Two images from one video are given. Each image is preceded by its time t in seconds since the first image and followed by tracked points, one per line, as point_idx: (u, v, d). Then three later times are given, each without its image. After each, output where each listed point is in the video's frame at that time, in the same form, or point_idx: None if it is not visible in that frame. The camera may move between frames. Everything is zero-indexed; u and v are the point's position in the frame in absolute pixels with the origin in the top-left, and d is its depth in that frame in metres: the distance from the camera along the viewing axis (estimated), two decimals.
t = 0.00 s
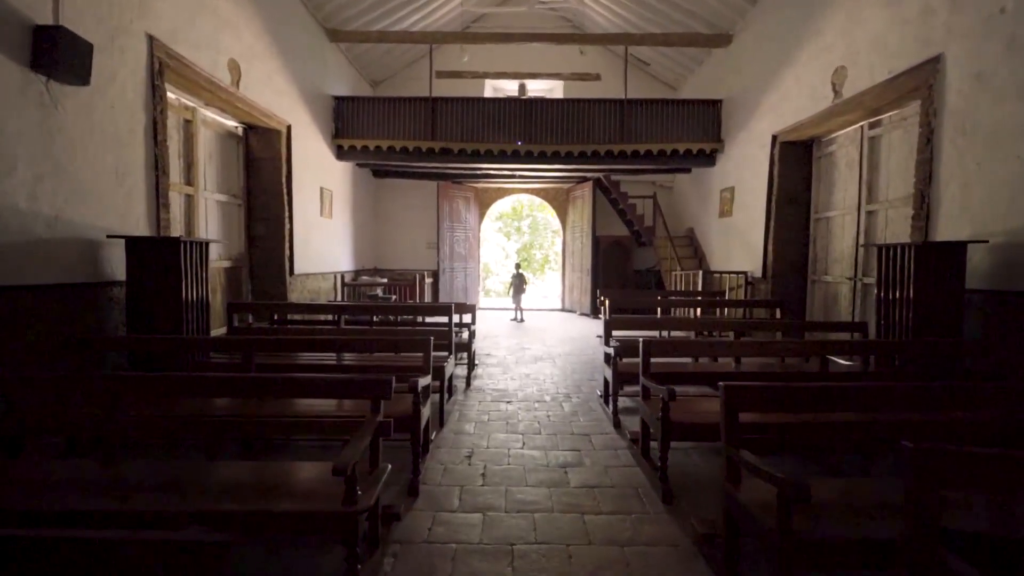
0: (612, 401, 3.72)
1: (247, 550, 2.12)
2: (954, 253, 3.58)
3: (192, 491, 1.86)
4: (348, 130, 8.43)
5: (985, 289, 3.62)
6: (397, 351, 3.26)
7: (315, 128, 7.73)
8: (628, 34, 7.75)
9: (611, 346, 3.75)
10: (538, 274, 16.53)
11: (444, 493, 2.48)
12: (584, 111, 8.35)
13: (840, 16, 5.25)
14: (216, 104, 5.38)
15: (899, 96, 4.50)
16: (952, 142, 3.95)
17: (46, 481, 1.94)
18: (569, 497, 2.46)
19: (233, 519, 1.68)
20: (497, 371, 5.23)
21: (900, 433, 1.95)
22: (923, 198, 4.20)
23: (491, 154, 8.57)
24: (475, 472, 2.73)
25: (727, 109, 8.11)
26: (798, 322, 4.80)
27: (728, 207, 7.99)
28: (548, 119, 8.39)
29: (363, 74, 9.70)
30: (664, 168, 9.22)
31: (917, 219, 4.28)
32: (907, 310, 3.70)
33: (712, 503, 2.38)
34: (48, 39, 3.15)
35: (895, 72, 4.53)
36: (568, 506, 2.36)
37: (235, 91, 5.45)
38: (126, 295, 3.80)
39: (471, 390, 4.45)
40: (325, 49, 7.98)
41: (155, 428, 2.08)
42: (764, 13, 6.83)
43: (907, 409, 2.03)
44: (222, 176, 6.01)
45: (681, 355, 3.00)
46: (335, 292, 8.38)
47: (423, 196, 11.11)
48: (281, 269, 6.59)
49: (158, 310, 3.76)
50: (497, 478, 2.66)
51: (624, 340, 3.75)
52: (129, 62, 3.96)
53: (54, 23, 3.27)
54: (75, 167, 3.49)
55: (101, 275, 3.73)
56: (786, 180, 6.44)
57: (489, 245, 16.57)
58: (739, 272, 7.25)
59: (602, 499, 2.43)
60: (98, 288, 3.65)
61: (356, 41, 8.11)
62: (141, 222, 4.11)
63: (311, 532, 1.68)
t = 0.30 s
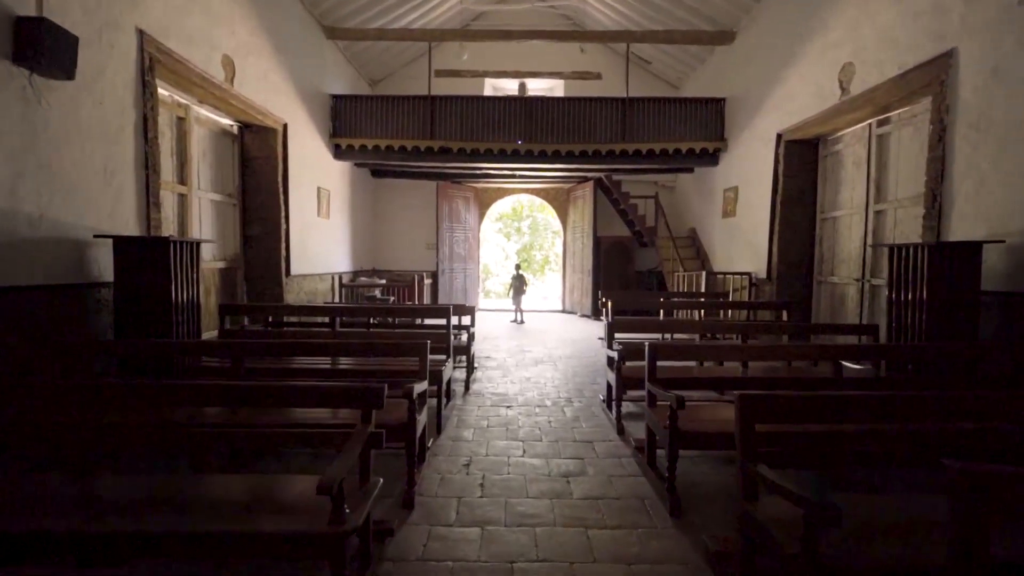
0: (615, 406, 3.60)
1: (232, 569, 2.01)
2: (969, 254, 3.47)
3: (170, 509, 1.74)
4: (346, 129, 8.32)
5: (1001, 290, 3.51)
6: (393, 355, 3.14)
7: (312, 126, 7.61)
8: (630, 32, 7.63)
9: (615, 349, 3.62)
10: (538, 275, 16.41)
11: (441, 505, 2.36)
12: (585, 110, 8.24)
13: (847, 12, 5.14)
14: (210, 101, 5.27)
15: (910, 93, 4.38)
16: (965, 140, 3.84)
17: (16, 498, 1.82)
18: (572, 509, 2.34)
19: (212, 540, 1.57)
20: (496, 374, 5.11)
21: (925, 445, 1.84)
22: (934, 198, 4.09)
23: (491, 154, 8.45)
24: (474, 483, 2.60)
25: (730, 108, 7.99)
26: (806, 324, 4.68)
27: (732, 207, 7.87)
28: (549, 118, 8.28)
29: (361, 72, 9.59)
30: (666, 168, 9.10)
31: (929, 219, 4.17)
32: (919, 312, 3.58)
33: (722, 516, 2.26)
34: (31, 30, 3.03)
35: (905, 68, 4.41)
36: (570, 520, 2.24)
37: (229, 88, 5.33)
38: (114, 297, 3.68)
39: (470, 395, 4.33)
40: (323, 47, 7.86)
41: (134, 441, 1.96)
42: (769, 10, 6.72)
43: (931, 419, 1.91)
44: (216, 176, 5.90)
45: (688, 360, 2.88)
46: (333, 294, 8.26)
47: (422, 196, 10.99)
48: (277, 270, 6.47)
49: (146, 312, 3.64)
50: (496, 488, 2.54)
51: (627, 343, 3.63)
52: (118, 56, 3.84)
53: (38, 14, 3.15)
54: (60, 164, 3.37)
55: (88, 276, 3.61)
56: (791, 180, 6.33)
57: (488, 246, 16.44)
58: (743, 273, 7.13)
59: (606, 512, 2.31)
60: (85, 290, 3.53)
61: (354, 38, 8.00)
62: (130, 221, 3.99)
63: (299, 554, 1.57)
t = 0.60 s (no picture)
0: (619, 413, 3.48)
1: None
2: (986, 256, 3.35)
3: (143, 532, 1.63)
4: (344, 129, 8.21)
5: (1018, 293, 3.39)
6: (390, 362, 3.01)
7: (309, 126, 7.51)
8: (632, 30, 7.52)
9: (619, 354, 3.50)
10: (538, 276, 16.30)
11: (437, 519, 2.25)
12: (586, 110, 8.13)
13: (855, 8, 5.03)
14: (204, 99, 5.16)
15: (920, 90, 4.27)
16: (980, 138, 3.72)
17: None
18: (575, 524, 2.23)
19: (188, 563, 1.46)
20: (496, 379, 4.99)
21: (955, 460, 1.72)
22: (947, 197, 3.98)
23: (491, 154, 8.35)
24: (471, 494, 2.49)
25: (734, 107, 7.88)
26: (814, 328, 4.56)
27: (735, 208, 7.76)
28: (549, 117, 8.17)
29: (360, 72, 9.49)
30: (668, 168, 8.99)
31: (941, 220, 4.05)
32: (933, 316, 3.46)
33: (734, 532, 2.14)
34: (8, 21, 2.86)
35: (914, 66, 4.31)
36: (573, 535, 2.12)
37: (223, 87, 5.22)
38: (101, 300, 3.57)
39: (469, 400, 4.21)
40: (320, 45, 7.76)
41: (111, 456, 1.85)
42: (773, 7, 6.60)
43: (962, 434, 1.79)
44: (211, 176, 5.78)
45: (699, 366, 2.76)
46: (331, 296, 8.15)
47: (421, 197, 10.88)
48: (274, 271, 6.36)
49: (135, 315, 3.53)
50: (495, 501, 2.43)
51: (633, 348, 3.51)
52: (107, 51, 3.74)
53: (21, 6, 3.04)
54: (43, 162, 3.25)
55: (74, 279, 3.49)
56: (797, 180, 6.21)
57: (488, 247, 16.33)
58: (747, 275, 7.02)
59: (611, 527, 2.19)
60: (71, 293, 3.41)
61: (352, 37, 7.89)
62: (118, 222, 3.88)
63: None
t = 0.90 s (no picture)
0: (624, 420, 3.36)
1: None
2: (1004, 259, 3.22)
3: (115, 560, 1.51)
4: (342, 129, 8.10)
5: None
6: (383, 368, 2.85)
7: (307, 126, 7.40)
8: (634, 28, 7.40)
9: (623, 361, 3.37)
10: (539, 278, 16.18)
11: (434, 536, 2.13)
12: (587, 110, 8.02)
13: (864, 4, 4.91)
14: (198, 98, 5.05)
15: (932, 87, 4.15)
16: (996, 136, 3.61)
17: None
18: (580, 541, 2.11)
19: None
20: (495, 384, 4.87)
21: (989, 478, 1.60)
22: (961, 198, 3.86)
23: (491, 154, 8.24)
24: (470, 508, 2.37)
25: (738, 106, 7.76)
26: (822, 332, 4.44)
27: (739, 209, 7.64)
28: (550, 117, 8.06)
29: (358, 71, 9.37)
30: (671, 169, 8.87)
31: (954, 221, 3.93)
32: (949, 321, 3.34)
33: (748, 552, 2.02)
34: None
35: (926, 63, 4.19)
36: (578, 554, 2.00)
37: (217, 85, 5.11)
38: (87, 304, 3.44)
39: (468, 406, 4.09)
40: (318, 44, 7.64)
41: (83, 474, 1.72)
42: (778, 4, 6.49)
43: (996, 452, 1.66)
44: (206, 176, 5.67)
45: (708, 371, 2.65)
46: (328, 298, 8.04)
47: (421, 198, 10.77)
48: (270, 274, 6.25)
49: (122, 319, 3.40)
50: (495, 515, 2.31)
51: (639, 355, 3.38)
52: (95, 48, 3.62)
53: None
54: (24, 160, 3.13)
55: (58, 281, 3.37)
56: (803, 181, 6.08)
57: (488, 249, 16.21)
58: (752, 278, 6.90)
59: (617, 545, 2.08)
60: (55, 296, 3.29)
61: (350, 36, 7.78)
62: (106, 222, 3.76)
63: None
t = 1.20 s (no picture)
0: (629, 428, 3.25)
1: None
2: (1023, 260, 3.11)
3: None
4: (340, 128, 7.99)
5: None
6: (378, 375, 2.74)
7: (304, 125, 7.29)
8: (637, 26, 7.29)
9: (627, 367, 3.25)
10: (539, 280, 16.06)
11: (430, 553, 2.02)
12: (588, 109, 7.91)
13: None
14: (191, 96, 4.95)
15: (944, 84, 4.05)
16: (1012, 133, 3.49)
17: None
18: (584, 559, 1.99)
19: None
20: (495, 388, 4.75)
21: None
22: (974, 198, 3.75)
23: (491, 154, 8.13)
24: (468, 523, 2.26)
25: (742, 105, 7.65)
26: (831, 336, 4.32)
27: (743, 210, 7.53)
28: (550, 116, 7.95)
29: (357, 70, 9.26)
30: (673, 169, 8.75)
31: (968, 222, 3.82)
32: (965, 325, 3.23)
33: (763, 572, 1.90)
34: None
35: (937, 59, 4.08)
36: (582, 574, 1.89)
37: (212, 82, 5.00)
38: (73, 307, 3.34)
39: (467, 412, 3.97)
40: (316, 42, 7.54)
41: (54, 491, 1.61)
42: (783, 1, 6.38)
43: None
44: (200, 176, 5.57)
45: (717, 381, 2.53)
46: (327, 300, 7.93)
47: (420, 199, 10.66)
48: (267, 275, 6.13)
49: (109, 322, 3.27)
50: (495, 530, 2.19)
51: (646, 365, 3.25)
52: (82, 42, 3.51)
53: None
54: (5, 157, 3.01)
55: (43, 283, 3.27)
56: (809, 180, 5.97)
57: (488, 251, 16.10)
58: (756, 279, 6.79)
59: (624, 563, 1.96)
60: (39, 299, 3.18)
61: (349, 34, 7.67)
62: (94, 222, 3.65)
63: None
